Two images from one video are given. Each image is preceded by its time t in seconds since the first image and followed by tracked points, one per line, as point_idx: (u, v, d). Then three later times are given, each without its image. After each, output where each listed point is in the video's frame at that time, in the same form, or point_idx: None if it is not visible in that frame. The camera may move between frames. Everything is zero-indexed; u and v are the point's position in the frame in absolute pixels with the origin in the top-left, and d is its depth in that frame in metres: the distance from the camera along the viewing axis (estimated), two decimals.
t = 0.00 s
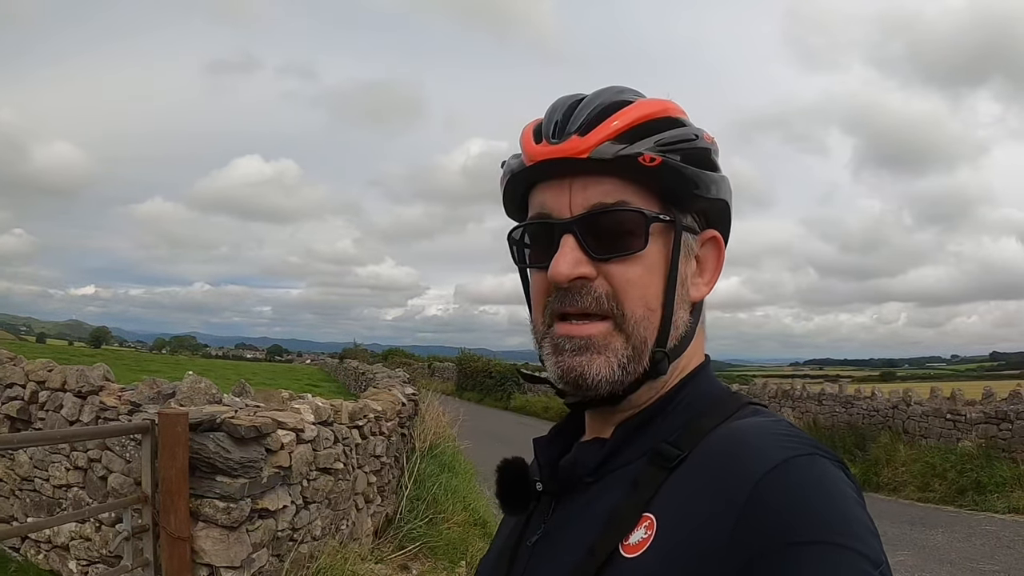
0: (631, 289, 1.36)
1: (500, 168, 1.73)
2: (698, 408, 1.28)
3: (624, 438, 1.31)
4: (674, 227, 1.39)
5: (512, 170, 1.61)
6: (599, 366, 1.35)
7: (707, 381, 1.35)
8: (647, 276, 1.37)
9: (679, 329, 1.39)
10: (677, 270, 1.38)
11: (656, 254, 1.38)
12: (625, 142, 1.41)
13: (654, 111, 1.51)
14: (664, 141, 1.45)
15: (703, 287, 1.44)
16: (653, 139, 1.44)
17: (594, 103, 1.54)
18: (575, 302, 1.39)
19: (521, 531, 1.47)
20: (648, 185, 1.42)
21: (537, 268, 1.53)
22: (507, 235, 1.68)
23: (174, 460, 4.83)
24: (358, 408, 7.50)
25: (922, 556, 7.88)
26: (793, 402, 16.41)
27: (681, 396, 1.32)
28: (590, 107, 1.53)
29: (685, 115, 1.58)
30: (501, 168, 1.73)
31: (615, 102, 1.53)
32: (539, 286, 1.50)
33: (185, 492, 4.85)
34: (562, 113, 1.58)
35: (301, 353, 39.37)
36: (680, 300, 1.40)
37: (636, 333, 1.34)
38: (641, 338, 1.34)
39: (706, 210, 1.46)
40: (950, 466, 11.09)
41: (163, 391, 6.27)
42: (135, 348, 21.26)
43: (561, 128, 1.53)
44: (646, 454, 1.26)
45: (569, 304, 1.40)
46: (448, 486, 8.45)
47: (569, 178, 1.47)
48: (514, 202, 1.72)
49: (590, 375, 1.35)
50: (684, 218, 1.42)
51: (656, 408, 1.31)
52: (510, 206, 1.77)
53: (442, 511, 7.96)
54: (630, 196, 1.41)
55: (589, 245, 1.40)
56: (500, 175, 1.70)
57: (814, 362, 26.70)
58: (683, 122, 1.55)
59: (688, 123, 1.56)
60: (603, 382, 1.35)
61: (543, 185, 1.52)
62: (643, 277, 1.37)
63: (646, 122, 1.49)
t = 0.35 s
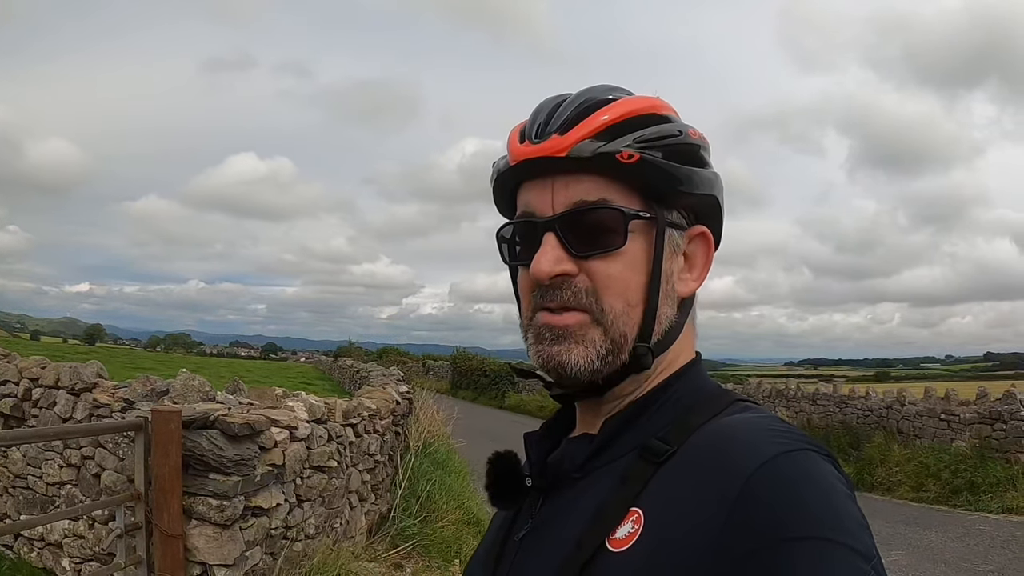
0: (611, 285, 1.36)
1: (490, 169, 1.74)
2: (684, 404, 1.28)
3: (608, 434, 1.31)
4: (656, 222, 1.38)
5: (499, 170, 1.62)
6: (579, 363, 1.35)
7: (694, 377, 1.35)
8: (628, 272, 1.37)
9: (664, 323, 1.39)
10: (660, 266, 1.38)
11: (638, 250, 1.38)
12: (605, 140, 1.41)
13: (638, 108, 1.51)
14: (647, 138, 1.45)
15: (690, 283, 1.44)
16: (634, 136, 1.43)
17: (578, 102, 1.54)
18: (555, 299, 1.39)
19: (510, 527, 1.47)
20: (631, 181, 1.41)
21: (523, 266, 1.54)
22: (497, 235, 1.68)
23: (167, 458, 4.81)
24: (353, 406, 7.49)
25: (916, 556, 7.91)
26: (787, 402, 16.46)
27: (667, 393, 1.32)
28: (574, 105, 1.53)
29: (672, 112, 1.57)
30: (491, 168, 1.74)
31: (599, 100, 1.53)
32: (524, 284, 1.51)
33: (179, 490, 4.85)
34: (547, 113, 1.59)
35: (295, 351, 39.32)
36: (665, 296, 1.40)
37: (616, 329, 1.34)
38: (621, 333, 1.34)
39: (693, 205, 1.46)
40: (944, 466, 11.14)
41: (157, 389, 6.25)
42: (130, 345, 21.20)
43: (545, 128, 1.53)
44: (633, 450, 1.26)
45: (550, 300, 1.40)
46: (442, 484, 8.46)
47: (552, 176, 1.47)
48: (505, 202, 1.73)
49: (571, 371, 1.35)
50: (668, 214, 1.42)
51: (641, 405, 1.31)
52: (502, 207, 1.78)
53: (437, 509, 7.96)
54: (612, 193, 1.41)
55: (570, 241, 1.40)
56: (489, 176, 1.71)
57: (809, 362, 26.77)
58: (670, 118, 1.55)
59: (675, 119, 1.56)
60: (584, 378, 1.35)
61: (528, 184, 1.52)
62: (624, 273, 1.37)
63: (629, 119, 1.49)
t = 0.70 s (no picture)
0: (624, 283, 1.35)
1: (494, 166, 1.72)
2: (692, 404, 1.27)
3: (619, 433, 1.30)
4: (667, 219, 1.38)
5: (505, 167, 1.60)
6: (592, 361, 1.34)
7: (700, 375, 1.34)
8: (640, 269, 1.36)
9: (674, 321, 1.38)
10: (670, 264, 1.37)
11: (649, 248, 1.37)
12: (615, 137, 1.40)
13: (645, 106, 1.50)
14: (655, 135, 1.44)
15: (697, 281, 1.44)
16: (643, 133, 1.43)
17: (585, 99, 1.53)
18: (567, 297, 1.38)
19: (514, 528, 1.46)
20: (640, 178, 1.40)
21: (531, 265, 1.52)
22: (502, 233, 1.67)
23: (165, 458, 4.80)
24: (351, 405, 7.47)
25: (915, 556, 7.91)
26: (785, 402, 16.46)
27: (676, 391, 1.31)
28: (581, 103, 1.52)
29: (676, 110, 1.57)
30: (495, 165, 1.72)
31: (606, 98, 1.52)
32: (533, 283, 1.50)
33: (177, 490, 4.83)
34: (553, 110, 1.57)
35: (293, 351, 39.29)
36: (674, 293, 1.39)
37: (629, 327, 1.33)
38: (633, 332, 1.33)
39: (699, 203, 1.45)
40: (942, 466, 11.14)
41: (155, 388, 6.23)
42: (127, 345, 21.18)
43: (553, 125, 1.52)
44: (641, 449, 1.25)
45: (562, 298, 1.39)
46: (440, 483, 8.45)
47: (561, 174, 1.46)
48: (509, 199, 1.72)
49: (583, 368, 1.34)
50: (676, 212, 1.41)
51: (650, 405, 1.30)
52: (505, 204, 1.76)
53: (435, 508, 7.95)
54: (622, 190, 1.40)
55: (582, 239, 1.39)
56: (494, 173, 1.69)
57: (807, 362, 26.79)
58: (675, 117, 1.54)
59: (680, 117, 1.55)
60: (597, 376, 1.34)
61: (536, 181, 1.51)
62: (636, 270, 1.36)
63: (637, 117, 1.48)
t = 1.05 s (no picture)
0: (623, 285, 1.36)
1: (491, 166, 1.73)
2: (689, 403, 1.28)
3: (615, 433, 1.31)
4: (665, 221, 1.38)
5: (503, 168, 1.61)
6: (592, 361, 1.34)
7: (697, 376, 1.35)
8: (639, 270, 1.37)
9: (672, 322, 1.39)
10: (669, 264, 1.38)
11: (648, 249, 1.38)
12: (615, 138, 1.41)
13: (643, 107, 1.51)
14: (653, 136, 1.44)
15: (695, 281, 1.44)
16: (642, 134, 1.43)
17: (583, 100, 1.54)
18: (567, 298, 1.38)
19: (513, 529, 1.46)
20: (639, 180, 1.41)
21: (529, 265, 1.53)
22: (499, 233, 1.67)
23: (165, 458, 4.79)
24: (350, 406, 7.48)
25: (914, 557, 7.91)
26: (784, 404, 16.48)
27: (673, 392, 1.31)
28: (580, 104, 1.52)
29: (674, 111, 1.57)
30: (492, 165, 1.72)
31: (605, 99, 1.53)
32: (531, 283, 1.50)
33: (177, 490, 4.83)
34: (551, 111, 1.58)
35: (292, 351, 39.29)
36: (672, 294, 1.40)
37: (628, 328, 1.34)
38: (633, 332, 1.34)
39: (697, 203, 1.46)
40: (942, 468, 11.15)
41: (155, 388, 6.24)
42: (127, 345, 21.20)
43: (551, 125, 1.53)
44: (638, 450, 1.26)
45: (561, 299, 1.39)
46: (439, 484, 8.46)
47: (560, 175, 1.47)
48: (506, 200, 1.72)
49: (581, 369, 1.35)
50: (674, 213, 1.42)
51: (647, 406, 1.31)
52: (502, 205, 1.77)
53: (434, 509, 7.97)
54: (622, 191, 1.41)
55: (581, 240, 1.40)
56: (491, 173, 1.69)
57: (806, 363, 26.79)
58: (673, 118, 1.55)
59: (677, 118, 1.56)
60: (595, 377, 1.34)
61: (535, 182, 1.52)
62: (635, 271, 1.37)
63: (635, 117, 1.48)
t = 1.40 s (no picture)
0: (615, 283, 1.37)
1: (488, 163, 1.74)
2: (684, 400, 1.29)
3: (609, 429, 1.32)
4: (658, 218, 1.39)
5: (499, 164, 1.62)
6: (583, 360, 1.35)
7: (691, 372, 1.36)
8: (632, 267, 1.38)
9: (666, 318, 1.40)
10: (663, 261, 1.39)
11: (641, 246, 1.39)
12: (609, 135, 1.42)
13: (639, 103, 1.52)
14: (647, 133, 1.45)
15: (689, 278, 1.45)
16: (636, 131, 1.44)
17: (578, 97, 1.55)
18: (558, 296, 1.40)
19: (510, 525, 1.47)
20: (633, 177, 1.42)
21: (524, 262, 1.54)
22: (496, 230, 1.68)
23: (165, 458, 4.81)
24: (350, 406, 7.49)
25: (912, 557, 7.93)
26: (783, 404, 16.49)
27: (667, 388, 1.32)
28: (574, 100, 1.54)
29: (670, 107, 1.58)
30: (489, 162, 1.74)
31: (600, 95, 1.54)
32: (526, 279, 1.51)
33: (177, 489, 4.84)
34: (547, 107, 1.59)
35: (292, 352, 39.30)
36: (666, 291, 1.41)
37: (620, 325, 1.35)
38: (625, 330, 1.35)
39: (692, 200, 1.46)
40: (941, 468, 11.16)
41: (155, 388, 6.25)
42: (127, 346, 21.23)
43: (546, 122, 1.54)
44: (632, 446, 1.27)
45: (553, 297, 1.40)
46: (439, 485, 8.47)
47: (554, 172, 1.48)
48: (503, 196, 1.73)
49: (574, 365, 1.36)
50: (669, 210, 1.43)
51: (640, 401, 1.32)
52: (500, 201, 1.78)
53: (434, 509, 7.98)
54: (616, 189, 1.42)
55: (574, 238, 1.41)
56: (488, 169, 1.71)
57: (805, 364, 26.79)
58: (669, 114, 1.56)
59: (673, 114, 1.56)
60: (587, 374, 1.36)
61: (529, 179, 1.53)
62: (628, 269, 1.38)
63: (630, 113, 1.49)
